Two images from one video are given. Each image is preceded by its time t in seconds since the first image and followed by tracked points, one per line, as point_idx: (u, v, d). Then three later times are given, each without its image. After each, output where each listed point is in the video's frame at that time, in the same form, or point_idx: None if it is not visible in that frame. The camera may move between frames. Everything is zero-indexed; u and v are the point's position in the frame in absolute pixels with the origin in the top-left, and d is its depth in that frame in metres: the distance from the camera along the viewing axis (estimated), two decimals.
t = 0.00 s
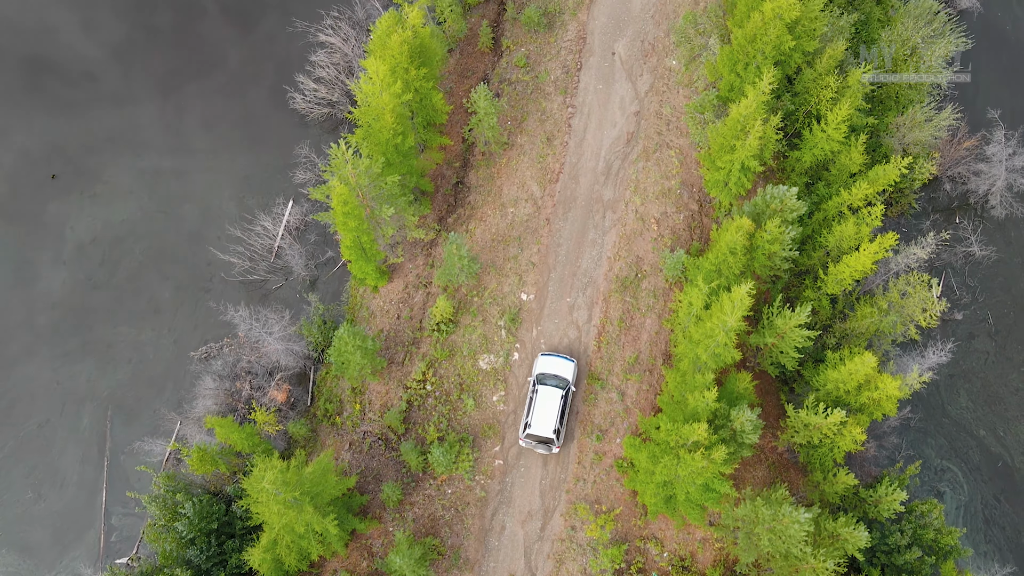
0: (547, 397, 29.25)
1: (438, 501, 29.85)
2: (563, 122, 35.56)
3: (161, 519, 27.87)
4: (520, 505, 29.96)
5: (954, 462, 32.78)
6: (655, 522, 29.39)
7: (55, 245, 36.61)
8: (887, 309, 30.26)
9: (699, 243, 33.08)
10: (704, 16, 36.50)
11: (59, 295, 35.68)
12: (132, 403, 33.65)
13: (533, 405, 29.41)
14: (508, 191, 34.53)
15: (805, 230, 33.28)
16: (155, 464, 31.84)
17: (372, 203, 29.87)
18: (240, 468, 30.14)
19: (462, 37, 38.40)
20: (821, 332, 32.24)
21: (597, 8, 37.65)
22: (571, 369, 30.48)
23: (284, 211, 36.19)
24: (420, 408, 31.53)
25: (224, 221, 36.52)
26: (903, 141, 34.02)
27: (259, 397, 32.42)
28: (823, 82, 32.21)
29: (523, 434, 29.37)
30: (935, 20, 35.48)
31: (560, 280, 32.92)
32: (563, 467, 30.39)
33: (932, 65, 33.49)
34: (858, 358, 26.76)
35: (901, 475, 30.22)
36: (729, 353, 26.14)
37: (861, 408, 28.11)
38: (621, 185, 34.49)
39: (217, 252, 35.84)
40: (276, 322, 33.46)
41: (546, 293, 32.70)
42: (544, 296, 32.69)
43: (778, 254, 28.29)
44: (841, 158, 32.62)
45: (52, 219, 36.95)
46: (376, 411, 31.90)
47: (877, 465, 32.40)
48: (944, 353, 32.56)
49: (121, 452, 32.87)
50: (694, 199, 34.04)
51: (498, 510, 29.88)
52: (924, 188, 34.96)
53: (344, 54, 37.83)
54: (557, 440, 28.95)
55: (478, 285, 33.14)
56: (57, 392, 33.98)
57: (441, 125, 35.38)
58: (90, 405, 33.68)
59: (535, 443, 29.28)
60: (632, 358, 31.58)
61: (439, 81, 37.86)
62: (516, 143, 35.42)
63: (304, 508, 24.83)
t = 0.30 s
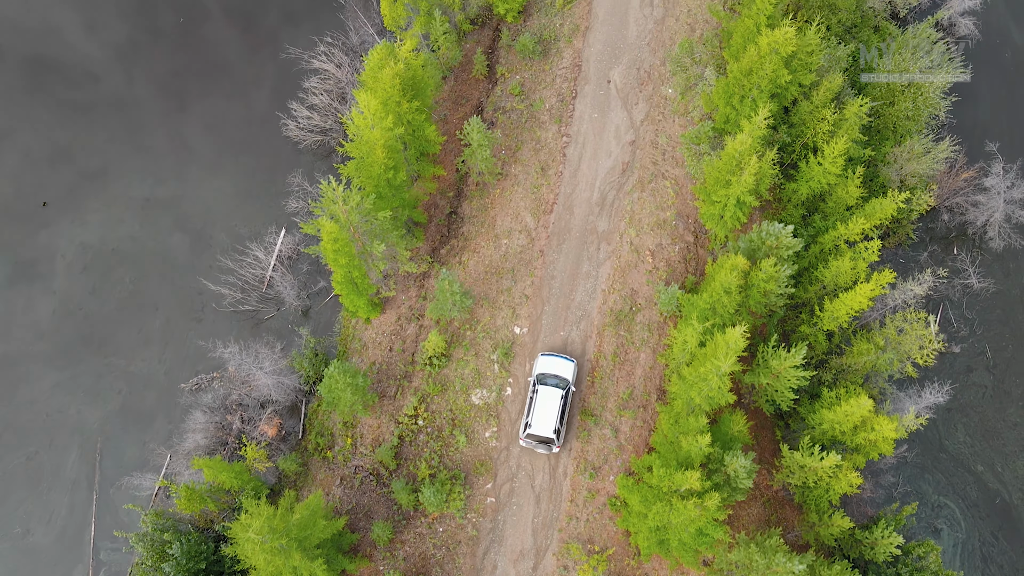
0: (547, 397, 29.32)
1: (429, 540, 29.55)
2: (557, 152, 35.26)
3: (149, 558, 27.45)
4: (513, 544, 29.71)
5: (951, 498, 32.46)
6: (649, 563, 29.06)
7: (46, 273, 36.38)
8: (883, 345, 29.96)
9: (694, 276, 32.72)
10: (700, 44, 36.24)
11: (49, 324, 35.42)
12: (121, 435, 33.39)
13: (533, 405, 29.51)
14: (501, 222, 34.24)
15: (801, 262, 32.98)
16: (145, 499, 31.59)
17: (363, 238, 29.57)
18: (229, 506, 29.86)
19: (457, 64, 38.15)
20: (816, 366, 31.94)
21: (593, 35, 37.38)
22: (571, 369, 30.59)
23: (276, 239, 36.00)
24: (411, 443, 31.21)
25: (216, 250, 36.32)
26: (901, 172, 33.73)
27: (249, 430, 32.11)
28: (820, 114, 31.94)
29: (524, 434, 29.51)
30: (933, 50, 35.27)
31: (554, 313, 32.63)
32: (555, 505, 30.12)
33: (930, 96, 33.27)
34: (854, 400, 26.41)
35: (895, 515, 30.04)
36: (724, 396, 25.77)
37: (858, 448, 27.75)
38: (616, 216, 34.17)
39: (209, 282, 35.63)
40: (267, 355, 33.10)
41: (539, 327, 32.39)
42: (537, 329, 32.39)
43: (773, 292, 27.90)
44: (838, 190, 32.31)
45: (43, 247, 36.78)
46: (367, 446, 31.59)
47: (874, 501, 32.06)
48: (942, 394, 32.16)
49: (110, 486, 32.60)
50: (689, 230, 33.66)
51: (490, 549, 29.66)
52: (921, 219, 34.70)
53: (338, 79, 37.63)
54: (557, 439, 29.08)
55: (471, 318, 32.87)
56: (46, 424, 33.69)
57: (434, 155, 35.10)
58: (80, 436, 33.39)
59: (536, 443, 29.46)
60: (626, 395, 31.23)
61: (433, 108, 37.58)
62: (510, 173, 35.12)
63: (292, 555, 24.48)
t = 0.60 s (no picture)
0: (547, 398, 29.57)
1: None
2: (551, 184, 34.93)
3: None
4: None
5: (948, 536, 32.10)
6: None
7: (36, 304, 36.16)
8: (880, 385, 29.59)
9: (689, 312, 32.30)
10: (695, 74, 35.93)
11: (37, 356, 35.13)
12: (109, 471, 33.02)
13: (533, 405, 29.80)
14: (494, 255, 33.94)
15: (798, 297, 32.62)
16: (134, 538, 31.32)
17: (354, 275, 29.29)
18: (215, 547, 29.20)
19: (450, 92, 37.85)
20: (812, 404, 31.59)
21: (587, 64, 37.05)
22: (571, 370, 30.72)
23: (268, 271, 35.82)
24: (402, 482, 30.90)
25: (206, 282, 36.01)
26: (898, 205, 33.44)
27: (239, 467, 31.86)
28: (815, 148, 31.68)
29: (524, 434, 29.88)
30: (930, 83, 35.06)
31: (546, 349, 32.30)
32: (547, 546, 29.85)
33: (926, 130, 33.04)
34: (850, 445, 26.02)
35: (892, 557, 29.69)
36: (717, 443, 25.37)
37: (855, 492, 27.34)
38: (610, 249, 33.80)
39: (198, 314, 35.34)
40: (255, 392, 33.03)
41: (531, 364, 32.02)
42: (530, 366, 32.01)
43: (768, 333, 27.49)
44: (834, 226, 31.98)
45: (33, 278, 36.57)
46: (358, 483, 31.18)
47: (870, 541, 31.69)
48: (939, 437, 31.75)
49: (98, 523, 32.22)
50: (684, 263, 33.20)
51: None
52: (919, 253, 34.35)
53: (330, 108, 37.27)
54: (557, 440, 29.34)
55: (463, 353, 32.54)
56: (34, 459, 33.37)
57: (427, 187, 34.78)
58: (69, 471, 33.06)
59: (536, 443, 29.80)
60: (619, 433, 30.83)
61: (426, 137, 37.25)
62: (503, 205, 34.82)
63: None
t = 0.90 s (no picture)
0: (547, 398, 29.60)
1: None
2: (545, 215, 34.61)
3: None
4: None
5: (946, 574, 31.73)
6: None
7: (26, 335, 36.11)
8: (876, 422, 29.19)
9: (683, 346, 31.92)
10: (690, 103, 35.66)
11: (27, 387, 34.94)
12: (98, 505, 32.66)
13: (534, 405, 29.86)
14: (487, 287, 33.67)
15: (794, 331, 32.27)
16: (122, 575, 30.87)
17: (344, 311, 28.94)
18: None
19: (444, 120, 37.60)
20: (808, 440, 31.21)
21: (582, 91, 36.76)
22: (571, 371, 30.76)
23: (259, 301, 35.57)
24: (393, 519, 30.56)
25: (197, 312, 35.76)
26: (894, 237, 33.09)
27: (229, 503, 31.53)
28: (811, 182, 31.25)
29: (524, 434, 29.99)
30: (927, 112, 34.73)
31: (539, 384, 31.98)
32: None
33: (924, 162, 32.64)
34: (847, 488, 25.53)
35: None
36: (712, 489, 24.91)
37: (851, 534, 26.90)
38: (604, 281, 33.45)
39: (189, 345, 35.13)
40: (246, 427, 32.50)
41: (524, 399, 31.67)
42: (523, 401, 31.67)
43: (763, 373, 27.14)
44: (830, 259, 31.58)
45: (23, 308, 36.51)
46: (348, 519, 30.84)
47: None
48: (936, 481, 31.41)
49: (86, 558, 31.75)
50: (679, 295, 32.84)
51: None
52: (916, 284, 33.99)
53: (323, 135, 37.04)
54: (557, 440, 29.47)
55: (456, 388, 32.26)
56: (22, 492, 33.03)
57: (419, 218, 34.51)
58: (58, 505, 32.73)
59: (536, 443, 29.94)
60: (612, 470, 30.48)
61: (419, 166, 36.97)
62: (496, 236, 34.52)
63: None
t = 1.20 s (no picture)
0: (547, 398, 29.68)
1: None
2: (539, 245, 34.30)
3: None
4: None
5: None
6: None
7: (15, 365, 35.87)
8: (873, 461, 28.80)
9: (677, 381, 31.54)
10: (686, 132, 35.37)
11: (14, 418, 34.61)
12: (87, 540, 32.35)
13: (533, 405, 29.94)
14: (480, 320, 33.40)
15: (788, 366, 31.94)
16: None
17: (334, 348, 28.55)
18: None
19: (437, 148, 37.28)
20: (802, 476, 30.88)
21: (577, 119, 36.43)
22: (571, 371, 30.82)
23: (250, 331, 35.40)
24: (384, 557, 30.23)
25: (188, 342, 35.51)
26: (891, 270, 32.73)
27: (218, 539, 30.68)
28: (808, 216, 30.84)
29: (524, 434, 30.08)
30: (925, 143, 34.37)
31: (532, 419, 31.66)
32: None
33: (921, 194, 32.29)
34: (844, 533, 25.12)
35: None
36: (706, 536, 24.54)
37: None
38: (598, 313, 33.12)
39: (179, 377, 35.03)
40: (236, 462, 32.31)
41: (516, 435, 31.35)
42: (516, 436, 31.37)
43: (758, 414, 26.80)
44: (826, 294, 31.21)
45: (12, 337, 36.23)
46: (339, 555, 30.56)
47: None
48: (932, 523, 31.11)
49: None
50: (673, 328, 32.50)
51: None
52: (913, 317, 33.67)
53: (315, 163, 36.72)
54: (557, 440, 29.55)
55: (448, 423, 31.97)
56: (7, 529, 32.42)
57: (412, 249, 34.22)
58: (45, 540, 32.28)
59: (536, 443, 30.01)
60: (605, 507, 30.13)
61: (413, 194, 36.67)
62: (490, 267, 34.23)
63: None
